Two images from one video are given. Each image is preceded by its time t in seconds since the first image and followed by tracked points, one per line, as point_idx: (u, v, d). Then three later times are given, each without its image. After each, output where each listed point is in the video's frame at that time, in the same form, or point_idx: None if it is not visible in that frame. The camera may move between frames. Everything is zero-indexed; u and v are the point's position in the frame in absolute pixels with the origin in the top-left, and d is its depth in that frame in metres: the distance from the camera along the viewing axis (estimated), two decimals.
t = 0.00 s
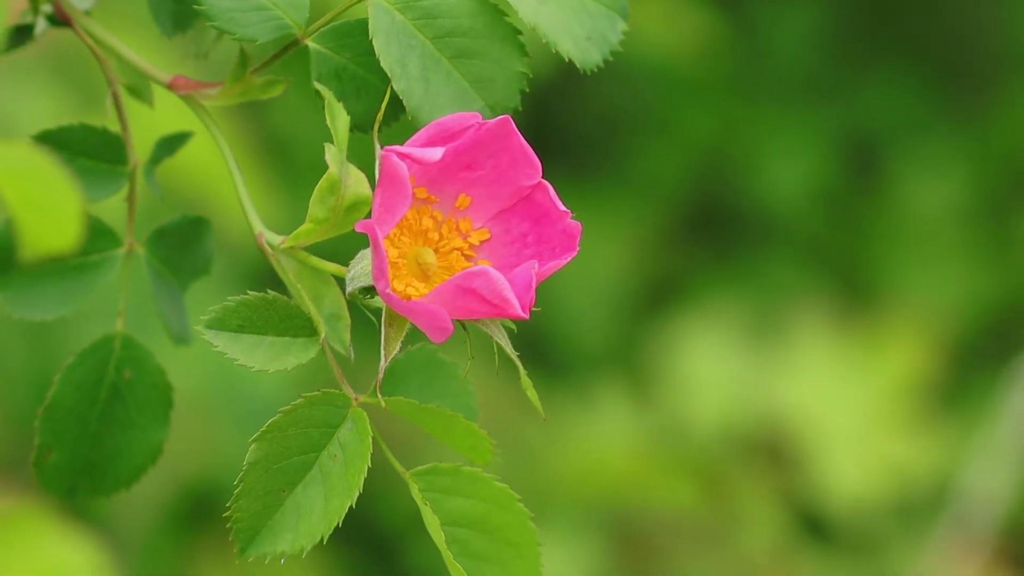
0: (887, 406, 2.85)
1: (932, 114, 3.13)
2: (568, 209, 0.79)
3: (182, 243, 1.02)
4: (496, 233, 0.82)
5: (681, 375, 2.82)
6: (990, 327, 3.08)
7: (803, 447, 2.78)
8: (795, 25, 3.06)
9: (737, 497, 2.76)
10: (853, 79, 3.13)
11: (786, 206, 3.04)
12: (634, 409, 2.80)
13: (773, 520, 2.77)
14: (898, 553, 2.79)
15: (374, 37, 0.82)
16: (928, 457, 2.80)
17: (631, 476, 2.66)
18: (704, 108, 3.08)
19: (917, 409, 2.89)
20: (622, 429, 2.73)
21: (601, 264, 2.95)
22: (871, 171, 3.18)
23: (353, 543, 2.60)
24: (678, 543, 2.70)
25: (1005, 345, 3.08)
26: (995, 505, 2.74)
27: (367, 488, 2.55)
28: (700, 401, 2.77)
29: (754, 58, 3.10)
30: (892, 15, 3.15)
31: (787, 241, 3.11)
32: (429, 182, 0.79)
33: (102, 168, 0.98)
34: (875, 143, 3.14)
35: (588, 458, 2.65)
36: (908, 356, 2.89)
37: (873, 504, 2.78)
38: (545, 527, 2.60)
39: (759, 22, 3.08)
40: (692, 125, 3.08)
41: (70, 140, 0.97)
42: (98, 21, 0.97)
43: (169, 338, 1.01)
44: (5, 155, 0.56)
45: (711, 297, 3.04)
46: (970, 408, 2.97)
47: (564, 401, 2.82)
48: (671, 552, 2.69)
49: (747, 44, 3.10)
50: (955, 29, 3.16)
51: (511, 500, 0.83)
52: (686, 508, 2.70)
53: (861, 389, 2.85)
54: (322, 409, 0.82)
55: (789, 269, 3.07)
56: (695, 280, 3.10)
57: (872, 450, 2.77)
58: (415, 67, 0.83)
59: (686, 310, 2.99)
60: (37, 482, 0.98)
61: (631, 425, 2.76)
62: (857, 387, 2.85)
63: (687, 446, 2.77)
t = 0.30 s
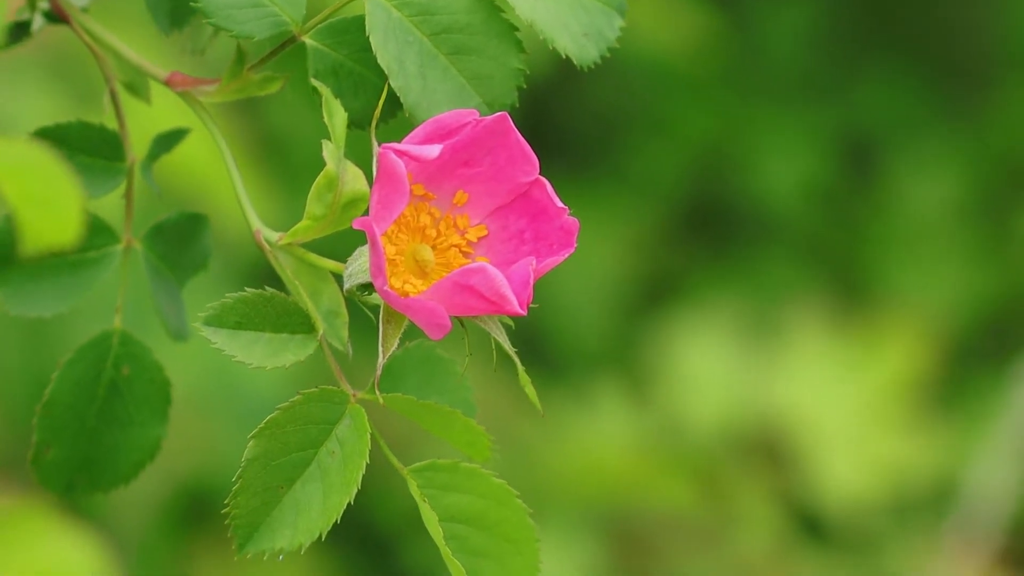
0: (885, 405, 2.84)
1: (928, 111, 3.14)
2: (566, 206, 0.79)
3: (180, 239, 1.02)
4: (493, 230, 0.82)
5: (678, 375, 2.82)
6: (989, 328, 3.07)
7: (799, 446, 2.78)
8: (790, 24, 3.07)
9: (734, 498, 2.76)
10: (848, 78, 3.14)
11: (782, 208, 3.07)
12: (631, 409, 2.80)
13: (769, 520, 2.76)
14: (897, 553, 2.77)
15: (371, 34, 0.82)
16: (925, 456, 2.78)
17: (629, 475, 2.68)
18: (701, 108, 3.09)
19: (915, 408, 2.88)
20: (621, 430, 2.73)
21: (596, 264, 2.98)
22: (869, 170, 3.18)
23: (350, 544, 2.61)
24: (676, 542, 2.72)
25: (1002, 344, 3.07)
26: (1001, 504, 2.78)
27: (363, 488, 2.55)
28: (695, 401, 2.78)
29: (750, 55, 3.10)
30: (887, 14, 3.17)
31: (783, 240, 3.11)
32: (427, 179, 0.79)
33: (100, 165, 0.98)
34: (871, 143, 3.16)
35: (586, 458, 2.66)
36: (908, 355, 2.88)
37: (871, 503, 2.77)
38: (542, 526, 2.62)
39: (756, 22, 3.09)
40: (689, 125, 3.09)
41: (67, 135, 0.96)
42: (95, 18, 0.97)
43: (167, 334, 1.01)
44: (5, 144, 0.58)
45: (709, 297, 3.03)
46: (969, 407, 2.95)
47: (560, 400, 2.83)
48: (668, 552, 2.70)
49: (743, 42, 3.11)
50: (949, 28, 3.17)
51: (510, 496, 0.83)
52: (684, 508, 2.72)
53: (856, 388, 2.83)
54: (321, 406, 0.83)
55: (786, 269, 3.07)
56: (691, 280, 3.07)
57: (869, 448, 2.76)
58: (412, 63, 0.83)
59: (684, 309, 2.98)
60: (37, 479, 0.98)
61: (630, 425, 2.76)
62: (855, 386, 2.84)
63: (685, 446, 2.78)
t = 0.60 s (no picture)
0: (884, 405, 2.83)
1: (926, 109, 3.13)
2: (564, 199, 0.79)
3: (179, 235, 1.02)
4: (492, 222, 0.82)
5: (675, 375, 2.82)
6: (988, 325, 3.06)
7: (797, 446, 2.77)
8: (788, 23, 3.07)
9: (732, 498, 2.76)
10: (845, 77, 3.15)
11: (780, 208, 3.07)
12: (628, 409, 2.81)
13: (767, 520, 2.75)
14: (894, 553, 2.77)
15: (369, 28, 0.82)
16: (923, 456, 2.77)
17: (626, 475, 2.68)
18: (699, 107, 3.09)
19: (914, 408, 2.87)
20: (617, 431, 2.73)
21: (593, 265, 2.99)
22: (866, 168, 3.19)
23: (349, 543, 2.61)
24: (671, 541, 2.70)
25: (999, 343, 3.07)
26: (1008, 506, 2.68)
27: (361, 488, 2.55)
28: (693, 401, 2.78)
29: (747, 55, 3.11)
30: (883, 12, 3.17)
31: (779, 239, 3.11)
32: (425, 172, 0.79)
33: (97, 161, 0.98)
34: (868, 141, 3.15)
35: (581, 457, 2.67)
36: (907, 354, 2.88)
37: (870, 504, 2.75)
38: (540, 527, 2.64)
39: (752, 21, 3.10)
40: (687, 124, 3.09)
41: (65, 130, 0.96)
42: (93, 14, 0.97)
43: (164, 330, 1.00)
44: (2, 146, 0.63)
45: (706, 297, 3.03)
46: (970, 407, 2.93)
47: (558, 400, 2.83)
48: (664, 550, 2.68)
49: (740, 41, 3.12)
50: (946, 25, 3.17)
51: (510, 490, 0.83)
52: (683, 508, 2.70)
53: (853, 388, 2.83)
54: (320, 400, 0.83)
55: (783, 267, 3.07)
56: (688, 279, 3.08)
57: (868, 447, 2.75)
58: (410, 57, 0.83)
59: (681, 309, 2.98)
60: (36, 476, 0.98)
61: (627, 425, 2.77)
62: (853, 386, 2.83)
63: (682, 445, 2.77)
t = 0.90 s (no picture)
0: (879, 405, 2.84)
1: (922, 107, 3.14)
2: (559, 192, 0.78)
3: (173, 233, 1.01)
4: (487, 217, 0.82)
5: (672, 374, 2.82)
6: (980, 321, 3.09)
7: (793, 445, 2.78)
8: (784, 21, 3.07)
9: (728, 497, 2.76)
10: (839, 75, 3.15)
11: (775, 204, 3.05)
12: (625, 408, 2.81)
13: (764, 519, 2.75)
14: (891, 551, 2.78)
15: (363, 23, 0.82)
16: (918, 454, 2.79)
17: (623, 474, 2.69)
18: (695, 105, 3.08)
19: (908, 406, 2.88)
20: (613, 430, 2.74)
21: (586, 262, 2.95)
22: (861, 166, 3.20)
23: (343, 543, 2.59)
24: (668, 541, 2.70)
25: (997, 342, 3.09)
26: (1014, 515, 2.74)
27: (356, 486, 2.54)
28: (689, 400, 2.78)
29: (742, 54, 3.12)
30: (876, 11, 3.18)
31: (774, 237, 3.10)
32: (419, 167, 0.78)
33: (91, 159, 0.97)
34: (864, 139, 3.16)
35: (578, 454, 2.68)
36: (901, 353, 2.89)
37: (865, 502, 2.77)
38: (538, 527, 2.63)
39: (748, 20, 3.09)
40: (683, 123, 3.08)
41: (61, 129, 0.96)
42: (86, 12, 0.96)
43: (159, 328, 1.00)
44: None
45: (701, 296, 3.03)
46: (966, 405, 2.95)
47: (554, 398, 2.82)
48: (660, 549, 2.70)
49: (735, 40, 3.12)
50: (939, 24, 3.20)
51: (505, 486, 0.83)
52: (680, 507, 2.71)
53: (847, 386, 2.84)
54: (315, 396, 0.82)
55: (780, 265, 3.07)
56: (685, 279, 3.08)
57: (863, 446, 2.76)
58: (404, 52, 0.83)
59: (676, 309, 2.98)
60: (31, 474, 0.98)
61: (623, 424, 2.77)
62: (847, 386, 2.84)
63: (678, 443, 2.77)
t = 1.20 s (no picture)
0: (878, 405, 2.83)
1: (920, 107, 3.13)
2: (549, 196, 0.78)
3: (164, 237, 1.00)
4: (477, 221, 0.81)
5: (671, 373, 2.82)
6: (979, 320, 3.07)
7: (791, 443, 2.79)
8: (782, 21, 3.07)
9: (724, 495, 2.77)
10: (835, 77, 3.13)
11: (773, 203, 3.05)
12: (624, 406, 2.80)
13: (760, 518, 2.77)
14: (888, 549, 2.80)
15: (353, 26, 0.82)
16: (916, 453, 2.79)
17: (621, 474, 2.69)
18: (692, 103, 3.08)
19: (905, 406, 2.87)
20: (611, 429, 2.73)
21: (585, 260, 2.96)
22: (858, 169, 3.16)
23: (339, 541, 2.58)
24: (666, 538, 2.73)
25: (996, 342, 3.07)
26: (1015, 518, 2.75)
27: (351, 485, 2.54)
28: (688, 399, 2.77)
29: (739, 52, 3.10)
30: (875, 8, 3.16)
31: (774, 236, 3.09)
32: (408, 170, 0.78)
33: (80, 164, 0.97)
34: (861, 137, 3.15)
35: (579, 455, 2.67)
36: (899, 352, 2.88)
37: (860, 500, 2.78)
38: (534, 526, 2.64)
39: (746, 18, 3.08)
40: (680, 122, 3.07)
41: (52, 134, 0.96)
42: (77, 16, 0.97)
43: (150, 334, 1.00)
44: None
45: (698, 297, 3.01)
46: (963, 404, 2.94)
47: (551, 396, 2.82)
48: (655, 547, 2.71)
49: (732, 38, 3.11)
50: (937, 23, 3.18)
51: (495, 491, 0.83)
52: (675, 507, 2.73)
53: (845, 386, 2.83)
54: (304, 401, 0.82)
55: (778, 261, 3.07)
56: (680, 281, 3.05)
57: (860, 445, 2.76)
58: (395, 56, 0.83)
59: (673, 309, 2.96)
60: (21, 479, 0.97)
61: (620, 423, 2.76)
62: (844, 384, 2.83)
63: (672, 443, 2.77)
